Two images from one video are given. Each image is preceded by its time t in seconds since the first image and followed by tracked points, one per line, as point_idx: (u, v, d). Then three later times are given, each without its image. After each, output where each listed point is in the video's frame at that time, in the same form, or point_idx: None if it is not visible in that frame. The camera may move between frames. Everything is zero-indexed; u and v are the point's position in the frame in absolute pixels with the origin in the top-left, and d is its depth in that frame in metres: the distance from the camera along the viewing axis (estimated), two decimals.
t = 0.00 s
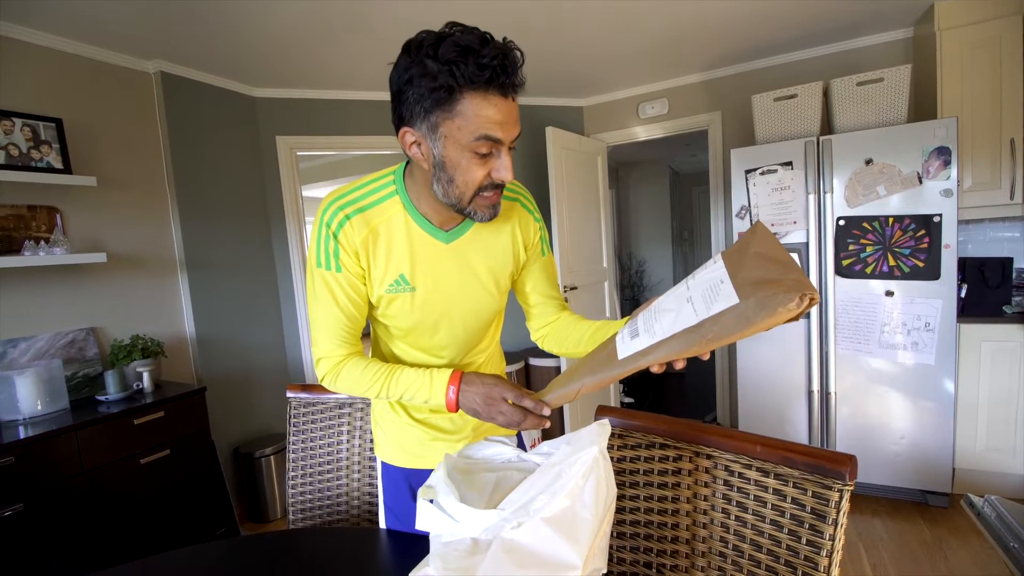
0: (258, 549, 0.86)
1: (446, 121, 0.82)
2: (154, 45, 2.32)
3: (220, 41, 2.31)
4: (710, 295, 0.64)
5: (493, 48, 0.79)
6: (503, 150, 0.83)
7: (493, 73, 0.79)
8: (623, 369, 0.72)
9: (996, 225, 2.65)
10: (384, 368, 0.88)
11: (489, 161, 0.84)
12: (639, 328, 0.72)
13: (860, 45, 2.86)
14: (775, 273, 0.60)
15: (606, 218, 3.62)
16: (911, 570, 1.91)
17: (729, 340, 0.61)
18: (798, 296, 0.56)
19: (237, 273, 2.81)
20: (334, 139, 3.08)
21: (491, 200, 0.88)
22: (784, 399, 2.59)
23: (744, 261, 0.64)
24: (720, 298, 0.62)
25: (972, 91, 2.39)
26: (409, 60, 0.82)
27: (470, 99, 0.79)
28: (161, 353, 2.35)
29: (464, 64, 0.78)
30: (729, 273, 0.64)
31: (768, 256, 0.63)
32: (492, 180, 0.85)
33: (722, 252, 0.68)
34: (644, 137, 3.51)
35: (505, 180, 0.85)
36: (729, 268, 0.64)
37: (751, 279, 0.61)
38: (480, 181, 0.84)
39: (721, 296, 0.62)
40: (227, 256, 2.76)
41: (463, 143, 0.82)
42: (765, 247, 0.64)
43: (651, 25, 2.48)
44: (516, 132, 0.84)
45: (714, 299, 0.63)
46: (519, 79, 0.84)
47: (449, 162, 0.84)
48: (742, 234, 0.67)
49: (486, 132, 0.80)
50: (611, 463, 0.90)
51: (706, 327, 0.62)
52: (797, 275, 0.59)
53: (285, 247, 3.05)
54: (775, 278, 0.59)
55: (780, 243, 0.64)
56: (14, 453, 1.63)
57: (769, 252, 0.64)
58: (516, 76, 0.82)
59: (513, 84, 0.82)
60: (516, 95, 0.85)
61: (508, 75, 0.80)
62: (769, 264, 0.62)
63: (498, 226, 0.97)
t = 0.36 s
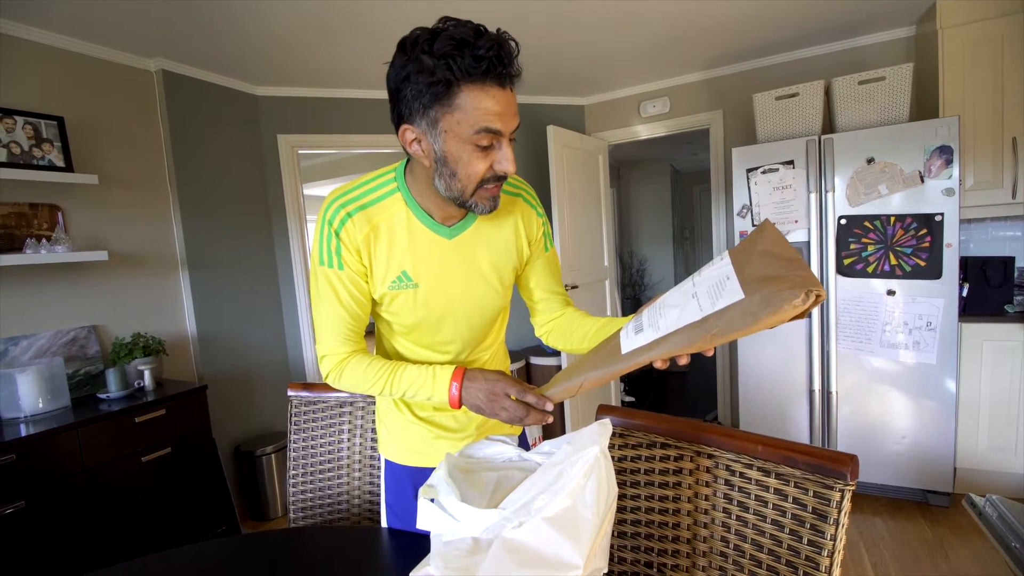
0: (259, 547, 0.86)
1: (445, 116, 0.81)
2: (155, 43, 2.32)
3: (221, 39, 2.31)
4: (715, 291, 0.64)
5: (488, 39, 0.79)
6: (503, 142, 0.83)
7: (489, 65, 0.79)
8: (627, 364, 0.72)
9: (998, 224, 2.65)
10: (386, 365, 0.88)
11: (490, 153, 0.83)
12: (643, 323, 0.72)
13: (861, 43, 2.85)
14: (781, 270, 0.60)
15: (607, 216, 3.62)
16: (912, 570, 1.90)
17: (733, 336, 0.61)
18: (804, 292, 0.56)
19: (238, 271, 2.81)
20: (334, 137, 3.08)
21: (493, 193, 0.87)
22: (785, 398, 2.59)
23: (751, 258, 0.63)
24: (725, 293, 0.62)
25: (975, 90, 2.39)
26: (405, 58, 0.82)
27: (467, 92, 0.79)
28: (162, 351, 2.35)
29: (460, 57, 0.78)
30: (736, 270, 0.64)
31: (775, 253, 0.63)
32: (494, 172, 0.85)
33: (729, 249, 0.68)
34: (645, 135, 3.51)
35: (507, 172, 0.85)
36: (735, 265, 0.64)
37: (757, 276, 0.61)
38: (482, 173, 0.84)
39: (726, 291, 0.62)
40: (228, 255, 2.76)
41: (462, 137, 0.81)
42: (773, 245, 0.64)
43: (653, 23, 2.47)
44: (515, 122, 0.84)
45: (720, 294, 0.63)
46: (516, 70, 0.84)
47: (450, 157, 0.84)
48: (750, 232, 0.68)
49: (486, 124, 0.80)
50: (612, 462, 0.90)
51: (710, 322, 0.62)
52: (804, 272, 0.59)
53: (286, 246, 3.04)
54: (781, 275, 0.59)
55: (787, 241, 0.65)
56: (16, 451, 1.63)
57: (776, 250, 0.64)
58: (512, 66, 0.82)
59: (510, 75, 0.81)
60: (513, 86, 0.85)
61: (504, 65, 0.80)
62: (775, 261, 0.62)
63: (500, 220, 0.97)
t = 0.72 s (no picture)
0: (261, 551, 0.87)
1: (452, 115, 0.82)
2: (155, 48, 2.33)
3: (221, 43, 2.31)
4: (718, 294, 0.64)
5: (493, 39, 0.80)
6: (511, 140, 0.83)
7: (495, 64, 0.79)
8: (628, 366, 0.72)
9: (997, 223, 2.65)
10: (388, 365, 0.88)
11: (498, 152, 0.84)
12: (646, 325, 0.72)
13: (859, 43, 2.86)
14: (784, 274, 0.60)
15: (607, 218, 3.62)
16: (914, 570, 1.90)
17: (736, 339, 0.61)
18: (806, 296, 0.56)
19: (239, 275, 2.81)
20: (334, 140, 3.09)
21: (503, 191, 0.87)
22: (786, 399, 2.59)
23: (755, 262, 0.64)
24: (728, 295, 0.63)
25: (973, 89, 2.39)
26: (412, 61, 0.83)
27: (474, 91, 0.79)
28: (163, 356, 2.35)
29: (466, 57, 0.79)
30: (738, 273, 0.64)
31: (779, 258, 0.63)
32: (503, 171, 0.85)
33: (733, 253, 0.68)
34: (644, 137, 3.51)
35: (515, 170, 0.85)
36: (739, 269, 0.65)
37: (760, 280, 0.61)
38: (491, 172, 0.84)
39: (729, 294, 0.62)
40: (228, 259, 2.77)
41: (470, 136, 0.82)
42: (776, 249, 0.65)
43: (650, 24, 2.48)
44: (522, 121, 0.84)
45: (722, 297, 0.63)
46: (521, 70, 0.84)
47: (458, 156, 0.84)
48: (754, 236, 0.68)
49: (493, 123, 0.80)
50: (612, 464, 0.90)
51: (712, 325, 0.62)
52: (807, 277, 0.59)
53: (286, 249, 3.05)
54: (783, 279, 0.59)
55: (792, 246, 0.65)
56: (17, 456, 1.63)
57: (780, 255, 0.64)
58: (517, 66, 0.83)
59: (516, 73, 0.82)
60: (519, 85, 0.86)
61: (509, 64, 0.81)
62: (780, 266, 0.62)
63: (504, 221, 0.97)
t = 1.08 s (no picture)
0: (259, 551, 0.87)
1: (452, 121, 0.82)
2: (153, 50, 2.33)
3: (218, 45, 2.31)
4: (714, 299, 0.65)
5: (495, 47, 0.80)
6: (510, 147, 0.84)
7: (496, 71, 0.79)
8: (624, 369, 0.72)
9: (994, 223, 2.66)
10: (386, 366, 0.88)
11: (496, 158, 0.84)
12: (642, 329, 0.72)
13: (856, 45, 2.87)
14: (779, 280, 0.60)
15: (605, 219, 3.63)
16: (911, 569, 1.91)
17: (731, 344, 0.61)
18: (800, 304, 0.56)
19: (237, 277, 2.81)
20: (332, 142, 3.09)
21: (499, 197, 0.88)
22: (784, 399, 2.59)
23: (750, 269, 0.64)
24: (723, 302, 0.63)
25: (970, 90, 2.40)
26: (414, 65, 0.83)
27: (474, 98, 0.80)
28: (161, 357, 2.35)
29: (468, 64, 0.79)
30: (733, 279, 0.65)
31: (775, 265, 0.63)
32: (501, 177, 0.85)
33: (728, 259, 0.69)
34: (642, 138, 3.52)
35: (513, 177, 0.85)
36: (734, 275, 0.65)
37: (755, 287, 0.61)
38: (488, 178, 0.85)
39: (724, 300, 0.63)
40: (227, 260, 2.77)
41: (469, 142, 0.82)
42: (771, 256, 0.65)
43: (648, 26, 2.48)
44: (522, 128, 0.84)
45: (717, 303, 0.64)
46: (523, 77, 0.84)
47: (457, 162, 0.84)
48: (750, 243, 0.68)
49: (492, 130, 0.80)
50: (610, 465, 0.91)
51: (707, 330, 0.63)
52: (800, 283, 0.59)
53: (285, 251, 3.05)
54: (777, 286, 0.59)
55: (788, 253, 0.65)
56: (14, 458, 1.63)
57: (776, 261, 0.64)
58: (519, 73, 0.83)
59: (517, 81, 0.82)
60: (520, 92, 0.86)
61: (511, 72, 0.81)
62: (775, 272, 0.62)
63: (502, 224, 0.97)
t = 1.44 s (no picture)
0: (257, 552, 0.87)
1: (447, 121, 0.82)
2: (149, 51, 2.32)
3: (215, 46, 2.31)
4: (714, 299, 0.65)
5: (490, 46, 0.80)
6: (505, 147, 0.84)
7: (491, 71, 0.79)
8: (625, 369, 0.72)
9: (990, 222, 2.67)
10: (385, 368, 0.88)
11: (491, 158, 0.84)
12: (642, 330, 0.73)
13: (853, 44, 2.88)
14: (779, 280, 0.61)
15: (603, 219, 3.63)
16: (908, 567, 1.92)
17: (732, 344, 0.62)
18: (800, 304, 0.57)
19: (235, 278, 2.80)
20: (330, 142, 3.08)
21: (495, 197, 0.88)
22: (781, 398, 2.60)
23: (749, 268, 0.64)
24: (723, 302, 0.63)
25: (965, 89, 2.41)
26: (409, 64, 0.83)
27: (469, 98, 0.80)
28: (158, 359, 2.34)
29: (462, 63, 0.79)
30: (733, 279, 0.65)
31: (774, 264, 0.64)
32: (496, 177, 0.85)
33: (727, 258, 0.69)
34: (640, 138, 3.52)
35: (508, 177, 0.85)
36: (734, 274, 0.65)
37: (755, 286, 0.61)
38: (483, 178, 0.85)
39: (724, 300, 0.63)
40: (224, 261, 2.76)
41: (464, 142, 0.82)
42: (770, 254, 0.65)
43: (645, 26, 2.49)
44: (517, 128, 0.84)
45: (718, 302, 0.64)
46: (518, 77, 0.85)
47: (452, 162, 0.85)
48: (748, 241, 0.68)
49: (487, 130, 0.80)
50: (608, 464, 0.91)
51: (708, 330, 0.63)
52: (801, 283, 0.60)
53: (282, 251, 3.04)
54: (778, 286, 0.60)
55: (787, 252, 0.65)
56: (11, 460, 1.62)
57: (774, 260, 0.64)
58: (514, 73, 0.83)
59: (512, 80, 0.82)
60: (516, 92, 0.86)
61: (506, 72, 0.81)
62: (774, 272, 0.62)
63: (500, 223, 0.97)
